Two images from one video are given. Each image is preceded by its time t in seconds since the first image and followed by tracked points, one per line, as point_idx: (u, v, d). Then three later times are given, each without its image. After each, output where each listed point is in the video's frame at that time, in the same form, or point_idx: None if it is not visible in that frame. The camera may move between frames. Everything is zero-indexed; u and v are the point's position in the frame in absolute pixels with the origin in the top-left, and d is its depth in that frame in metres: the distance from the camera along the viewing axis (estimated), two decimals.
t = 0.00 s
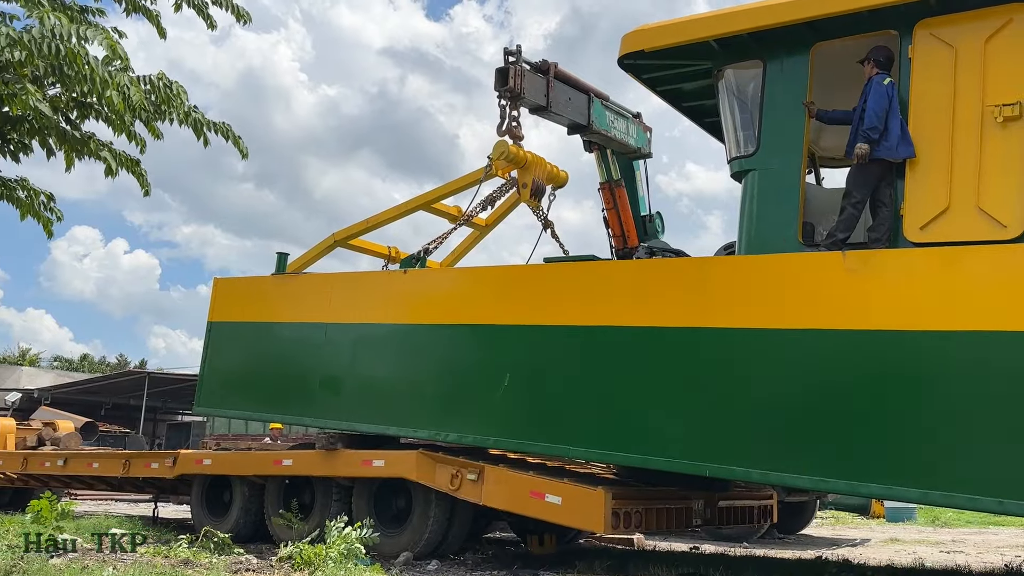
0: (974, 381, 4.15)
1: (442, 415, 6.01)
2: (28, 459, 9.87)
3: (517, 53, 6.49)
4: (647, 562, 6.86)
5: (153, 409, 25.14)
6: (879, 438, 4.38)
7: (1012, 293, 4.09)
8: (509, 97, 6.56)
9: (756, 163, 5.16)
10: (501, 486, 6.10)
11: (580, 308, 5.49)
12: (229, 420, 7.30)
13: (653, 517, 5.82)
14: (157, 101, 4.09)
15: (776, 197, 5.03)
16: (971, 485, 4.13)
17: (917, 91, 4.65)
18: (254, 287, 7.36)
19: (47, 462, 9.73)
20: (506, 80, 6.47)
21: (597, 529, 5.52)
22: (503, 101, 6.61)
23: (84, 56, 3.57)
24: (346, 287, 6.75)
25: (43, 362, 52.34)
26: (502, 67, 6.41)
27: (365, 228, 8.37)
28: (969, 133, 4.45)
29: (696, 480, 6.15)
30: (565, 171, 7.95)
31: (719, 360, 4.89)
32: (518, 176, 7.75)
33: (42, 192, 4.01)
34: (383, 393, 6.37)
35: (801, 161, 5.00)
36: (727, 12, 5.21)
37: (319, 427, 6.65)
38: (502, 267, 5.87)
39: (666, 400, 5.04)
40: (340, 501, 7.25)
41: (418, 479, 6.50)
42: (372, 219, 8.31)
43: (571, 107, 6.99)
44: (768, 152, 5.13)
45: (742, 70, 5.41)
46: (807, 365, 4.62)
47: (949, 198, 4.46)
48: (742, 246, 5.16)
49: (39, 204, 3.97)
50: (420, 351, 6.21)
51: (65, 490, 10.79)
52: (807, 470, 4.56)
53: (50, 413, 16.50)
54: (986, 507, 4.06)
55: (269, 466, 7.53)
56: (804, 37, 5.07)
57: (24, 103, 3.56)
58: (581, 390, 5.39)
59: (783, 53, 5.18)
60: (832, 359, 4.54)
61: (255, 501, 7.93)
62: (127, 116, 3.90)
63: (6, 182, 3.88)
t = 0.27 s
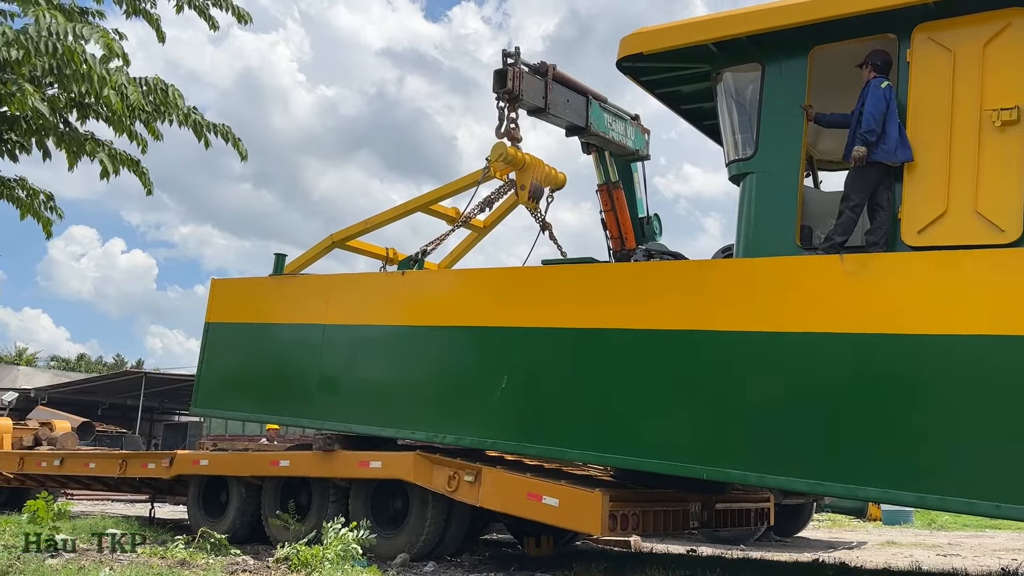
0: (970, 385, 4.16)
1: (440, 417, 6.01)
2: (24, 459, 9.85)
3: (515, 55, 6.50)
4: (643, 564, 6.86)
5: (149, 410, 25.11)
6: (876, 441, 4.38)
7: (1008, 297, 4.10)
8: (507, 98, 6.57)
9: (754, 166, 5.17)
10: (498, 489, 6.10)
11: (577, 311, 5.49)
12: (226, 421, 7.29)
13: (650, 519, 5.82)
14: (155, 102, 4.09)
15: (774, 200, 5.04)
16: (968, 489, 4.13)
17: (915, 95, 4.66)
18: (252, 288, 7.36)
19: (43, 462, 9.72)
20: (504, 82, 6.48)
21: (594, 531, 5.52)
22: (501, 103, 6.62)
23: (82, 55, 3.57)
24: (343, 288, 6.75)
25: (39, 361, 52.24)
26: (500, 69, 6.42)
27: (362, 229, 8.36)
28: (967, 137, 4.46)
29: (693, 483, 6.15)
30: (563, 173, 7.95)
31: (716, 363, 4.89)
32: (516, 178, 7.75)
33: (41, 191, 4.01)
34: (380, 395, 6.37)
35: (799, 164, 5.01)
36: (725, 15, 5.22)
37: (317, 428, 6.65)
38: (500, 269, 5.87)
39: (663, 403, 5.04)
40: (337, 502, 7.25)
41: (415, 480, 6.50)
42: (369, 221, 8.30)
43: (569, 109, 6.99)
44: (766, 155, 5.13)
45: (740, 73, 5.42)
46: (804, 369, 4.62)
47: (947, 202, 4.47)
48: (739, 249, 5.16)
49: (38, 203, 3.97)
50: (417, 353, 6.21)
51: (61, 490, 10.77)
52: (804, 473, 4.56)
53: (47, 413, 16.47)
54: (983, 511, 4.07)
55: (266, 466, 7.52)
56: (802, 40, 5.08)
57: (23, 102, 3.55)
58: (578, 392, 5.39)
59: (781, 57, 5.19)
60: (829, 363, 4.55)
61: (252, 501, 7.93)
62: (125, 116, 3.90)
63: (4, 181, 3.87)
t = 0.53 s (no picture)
0: (969, 388, 4.17)
1: (438, 417, 6.01)
2: (22, 458, 9.84)
3: (515, 55, 6.50)
4: (641, 565, 6.86)
5: (148, 409, 25.09)
6: (875, 443, 4.39)
7: (1007, 301, 4.11)
8: (507, 98, 6.57)
9: (754, 168, 5.17)
10: (497, 489, 6.09)
11: (577, 312, 5.49)
12: (224, 420, 7.28)
13: (648, 520, 5.82)
14: (154, 101, 4.08)
15: (774, 202, 5.04)
16: (966, 491, 4.14)
17: (915, 98, 4.67)
18: (251, 287, 7.35)
19: (41, 460, 9.71)
20: (504, 82, 6.48)
21: (592, 532, 5.52)
22: (501, 103, 6.61)
23: (80, 54, 3.56)
24: (342, 288, 6.75)
25: (37, 360, 52.14)
26: (500, 69, 6.42)
27: (362, 228, 8.36)
28: (966, 140, 4.47)
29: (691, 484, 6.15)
30: (562, 173, 7.95)
31: (715, 365, 4.89)
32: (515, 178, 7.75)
33: (40, 189, 3.99)
34: (378, 395, 6.37)
35: (798, 166, 5.02)
36: (725, 16, 5.22)
37: (315, 428, 6.64)
38: (499, 270, 5.87)
39: (662, 405, 5.04)
40: (335, 502, 7.25)
41: (413, 480, 6.50)
42: (369, 220, 8.30)
43: (568, 109, 6.99)
44: (766, 156, 5.14)
45: (740, 74, 5.42)
46: (803, 370, 4.63)
47: (947, 204, 4.48)
48: (739, 250, 5.17)
49: (36, 200, 3.96)
50: (417, 353, 6.21)
51: (59, 489, 10.76)
52: (802, 474, 4.57)
53: (45, 412, 16.48)
54: (981, 514, 4.08)
55: (264, 466, 7.52)
56: (802, 42, 5.08)
57: (20, 102, 3.54)
58: (577, 393, 5.39)
59: (781, 59, 5.19)
60: (827, 364, 4.55)
61: (249, 501, 7.93)
62: (124, 115, 3.89)
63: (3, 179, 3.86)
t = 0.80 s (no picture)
0: (964, 388, 4.18)
1: (436, 415, 6.01)
2: (19, 455, 9.82)
3: (514, 53, 6.49)
4: (638, 564, 6.87)
5: (145, 406, 25.06)
6: (873, 443, 4.39)
7: (1004, 302, 4.12)
8: (505, 96, 6.56)
9: (753, 167, 5.17)
10: (495, 488, 6.09)
11: (575, 310, 5.49)
12: (221, 417, 7.27)
13: (645, 520, 5.83)
14: (151, 98, 4.06)
15: (772, 201, 5.04)
16: (963, 490, 4.14)
17: (914, 97, 4.66)
18: (249, 284, 7.34)
19: (38, 458, 9.70)
20: (502, 80, 6.47)
21: (590, 531, 5.53)
22: (499, 101, 6.61)
23: (78, 53, 3.55)
24: (340, 286, 6.74)
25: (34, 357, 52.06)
26: (499, 67, 6.41)
27: (360, 226, 8.36)
28: (965, 140, 4.47)
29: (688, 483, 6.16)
30: (561, 172, 7.95)
31: (714, 364, 4.89)
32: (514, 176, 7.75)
33: (36, 186, 3.98)
34: (376, 393, 6.37)
35: (797, 165, 5.02)
36: (725, 15, 5.22)
37: (313, 426, 6.64)
38: (498, 268, 5.87)
39: (660, 404, 5.04)
40: (332, 500, 7.25)
41: (411, 479, 6.50)
42: (367, 218, 8.29)
43: (567, 108, 6.99)
44: (765, 155, 5.14)
45: (740, 73, 5.42)
46: (801, 370, 4.63)
47: (945, 204, 4.48)
48: (737, 249, 5.17)
49: (33, 197, 3.95)
50: (414, 351, 6.21)
51: (56, 486, 10.74)
52: (800, 474, 4.57)
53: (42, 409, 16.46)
54: (978, 513, 4.08)
55: (261, 464, 7.51)
56: (801, 41, 5.08)
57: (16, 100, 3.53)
58: (575, 392, 5.39)
59: (781, 58, 5.19)
60: (825, 363, 4.56)
61: (247, 499, 7.92)
62: (122, 113, 3.88)
63: None
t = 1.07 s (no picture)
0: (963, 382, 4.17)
1: (433, 410, 6.00)
2: (16, 451, 9.81)
3: (512, 47, 6.47)
4: (635, 560, 6.86)
5: (143, 402, 25.05)
6: (870, 438, 4.38)
7: (1003, 297, 4.11)
8: (503, 90, 6.55)
9: (752, 162, 5.16)
10: (493, 484, 6.08)
11: (573, 305, 5.48)
12: (218, 411, 7.26)
13: (643, 516, 5.82)
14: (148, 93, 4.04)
15: (771, 196, 5.03)
16: (960, 486, 4.14)
17: (914, 92, 4.65)
18: (246, 278, 7.32)
19: (36, 453, 9.68)
20: (501, 74, 6.46)
21: (587, 527, 5.52)
22: (497, 95, 6.59)
23: (74, 48, 3.53)
24: (338, 280, 6.72)
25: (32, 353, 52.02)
26: (497, 61, 6.40)
27: (358, 220, 8.34)
28: (964, 135, 4.46)
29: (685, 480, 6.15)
30: (559, 167, 7.94)
31: (711, 358, 4.88)
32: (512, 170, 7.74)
33: (34, 181, 3.97)
34: (373, 387, 6.36)
35: (796, 160, 5.01)
36: (724, 9, 5.20)
37: (310, 420, 6.63)
38: (495, 262, 5.85)
39: (658, 399, 5.03)
40: (330, 496, 7.24)
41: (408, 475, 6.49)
42: (365, 212, 8.28)
43: (565, 102, 6.97)
44: (764, 150, 5.13)
45: (739, 67, 5.41)
46: (798, 364, 4.62)
47: (944, 199, 4.47)
48: (735, 244, 5.16)
49: (30, 192, 3.93)
50: (412, 345, 6.20)
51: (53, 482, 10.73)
52: (797, 468, 4.56)
53: (39, 405, 16.44)
54: (975, 508, 4.08)
55: (259, 460, 7.50)
56: (800, 35, 5.07)
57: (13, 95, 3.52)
58: (573, 386, 5.38)
59: (780, 52, 5.18)
60: (822, 357, 4.55)
61: (244, 495, 7.91)
62: (119, 108, 3.86)
63: None
